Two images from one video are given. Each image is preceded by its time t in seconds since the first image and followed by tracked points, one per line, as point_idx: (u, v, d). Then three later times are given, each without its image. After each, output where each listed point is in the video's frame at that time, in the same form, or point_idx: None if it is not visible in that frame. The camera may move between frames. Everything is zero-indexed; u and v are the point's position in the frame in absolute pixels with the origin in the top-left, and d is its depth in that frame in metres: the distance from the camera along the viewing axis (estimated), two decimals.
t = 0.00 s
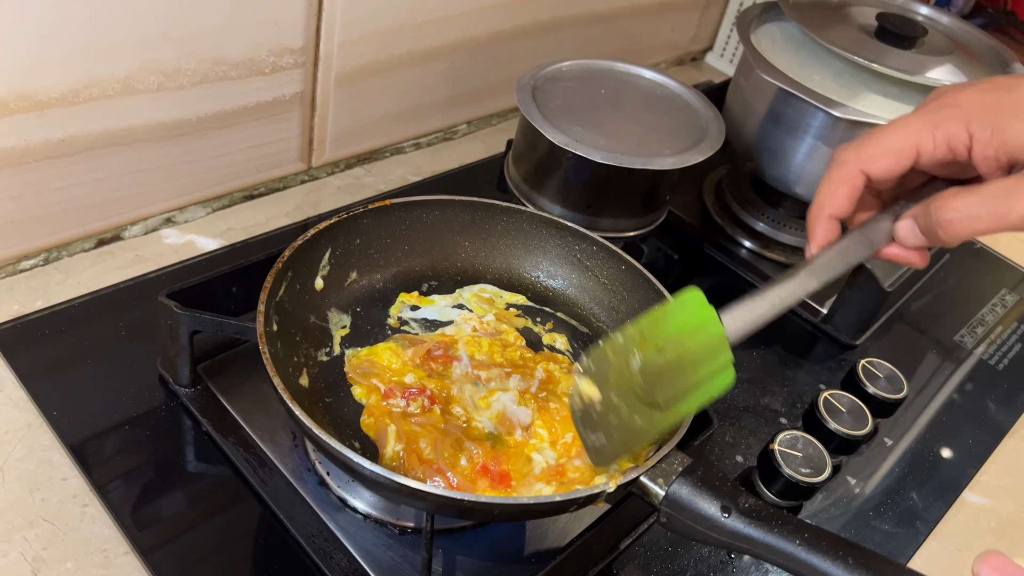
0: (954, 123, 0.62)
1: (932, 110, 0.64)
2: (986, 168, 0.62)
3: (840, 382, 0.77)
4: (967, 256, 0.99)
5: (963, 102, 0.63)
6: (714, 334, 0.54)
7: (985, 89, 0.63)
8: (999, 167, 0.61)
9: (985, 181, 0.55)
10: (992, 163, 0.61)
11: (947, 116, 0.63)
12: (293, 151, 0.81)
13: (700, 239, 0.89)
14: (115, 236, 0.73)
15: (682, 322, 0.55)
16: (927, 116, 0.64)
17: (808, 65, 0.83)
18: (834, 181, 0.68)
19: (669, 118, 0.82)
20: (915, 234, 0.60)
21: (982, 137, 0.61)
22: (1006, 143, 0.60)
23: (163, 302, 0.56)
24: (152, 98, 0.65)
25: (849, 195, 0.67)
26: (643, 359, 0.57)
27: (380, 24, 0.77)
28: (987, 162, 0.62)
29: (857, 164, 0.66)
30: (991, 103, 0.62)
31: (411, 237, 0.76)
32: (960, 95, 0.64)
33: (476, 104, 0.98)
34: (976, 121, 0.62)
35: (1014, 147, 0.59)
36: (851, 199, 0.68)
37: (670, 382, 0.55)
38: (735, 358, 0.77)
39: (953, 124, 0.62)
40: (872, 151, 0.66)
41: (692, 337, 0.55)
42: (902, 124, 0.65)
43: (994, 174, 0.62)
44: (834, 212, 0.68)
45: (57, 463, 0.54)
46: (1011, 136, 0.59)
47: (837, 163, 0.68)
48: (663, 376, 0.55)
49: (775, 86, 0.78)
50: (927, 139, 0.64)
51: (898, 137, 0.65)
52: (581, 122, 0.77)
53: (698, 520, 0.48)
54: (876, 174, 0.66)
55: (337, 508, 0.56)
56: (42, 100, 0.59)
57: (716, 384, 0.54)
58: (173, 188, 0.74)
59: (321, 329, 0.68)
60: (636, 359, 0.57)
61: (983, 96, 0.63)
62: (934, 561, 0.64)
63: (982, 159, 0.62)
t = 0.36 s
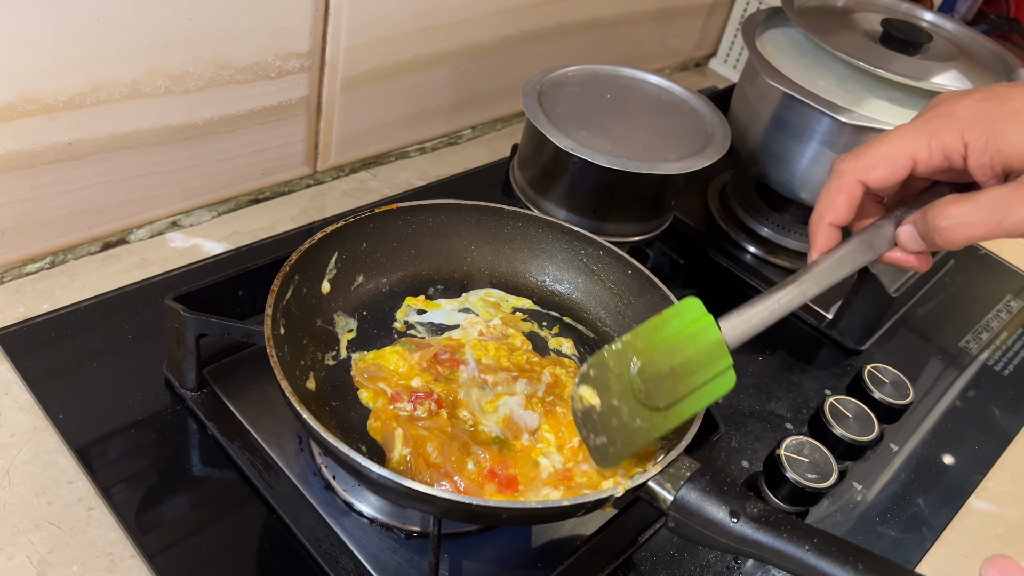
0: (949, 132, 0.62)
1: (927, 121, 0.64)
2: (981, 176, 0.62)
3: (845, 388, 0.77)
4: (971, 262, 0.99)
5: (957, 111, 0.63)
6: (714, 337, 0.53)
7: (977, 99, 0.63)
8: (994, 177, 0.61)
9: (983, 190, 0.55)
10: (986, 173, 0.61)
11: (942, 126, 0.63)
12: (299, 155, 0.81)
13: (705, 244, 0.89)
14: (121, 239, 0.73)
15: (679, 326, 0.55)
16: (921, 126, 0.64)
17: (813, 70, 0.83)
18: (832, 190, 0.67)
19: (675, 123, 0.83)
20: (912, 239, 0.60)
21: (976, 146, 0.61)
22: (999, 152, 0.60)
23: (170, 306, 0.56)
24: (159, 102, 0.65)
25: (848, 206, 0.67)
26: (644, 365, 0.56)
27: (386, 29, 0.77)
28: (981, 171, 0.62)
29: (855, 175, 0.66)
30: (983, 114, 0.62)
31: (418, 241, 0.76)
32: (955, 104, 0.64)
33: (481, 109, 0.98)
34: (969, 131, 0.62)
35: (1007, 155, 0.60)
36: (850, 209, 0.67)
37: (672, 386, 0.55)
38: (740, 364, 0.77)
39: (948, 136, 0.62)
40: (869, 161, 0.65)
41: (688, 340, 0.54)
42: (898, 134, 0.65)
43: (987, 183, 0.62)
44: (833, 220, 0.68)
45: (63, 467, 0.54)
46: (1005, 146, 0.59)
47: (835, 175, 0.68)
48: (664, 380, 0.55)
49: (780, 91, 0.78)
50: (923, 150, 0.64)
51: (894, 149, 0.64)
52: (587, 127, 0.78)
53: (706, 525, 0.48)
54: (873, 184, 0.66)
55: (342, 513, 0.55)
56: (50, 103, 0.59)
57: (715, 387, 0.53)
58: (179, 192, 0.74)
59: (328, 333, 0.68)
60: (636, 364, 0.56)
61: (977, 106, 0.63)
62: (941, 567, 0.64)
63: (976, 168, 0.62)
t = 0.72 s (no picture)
0: (975, 97, 0.63)
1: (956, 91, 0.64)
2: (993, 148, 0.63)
3: (846, 392, 0.77)
4: (973, 266, 0.99)
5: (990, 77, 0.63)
6: (706, 263, 0.59)
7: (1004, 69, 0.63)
8: (1013, 146, 0.62)
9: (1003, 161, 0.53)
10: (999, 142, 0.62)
11: (970, 91, 0.63)
12: (301, 158, 0.82)
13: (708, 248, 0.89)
14: (123, 242, 0.73)
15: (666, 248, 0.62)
16: (949, 96, 0.64)
17: (814, 75, 0.83)
18: (849, 143, 0.68)
19: (676, 127, 0.83)
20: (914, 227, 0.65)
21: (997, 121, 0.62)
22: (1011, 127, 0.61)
23: (172, 308, 0.56)
24: (161, 105, 0.66)
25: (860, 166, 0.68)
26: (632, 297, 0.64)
27: (388, 33, 0.77)
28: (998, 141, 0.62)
29: (874, 133, 0.67)
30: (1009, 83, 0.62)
31: (418, 244, 0.76)
32: (987, 71, 0.64)
33: (483, 113, 0.98)
34: (984, 101, 0.62)
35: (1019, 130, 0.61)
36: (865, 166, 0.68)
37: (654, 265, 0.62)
38: (741, 368, 0.77)
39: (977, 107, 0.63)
40: (893, 124, 0.66)
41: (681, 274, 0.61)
42: (921, 101, 0.66)
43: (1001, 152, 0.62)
44: (846, 173, 0.68)
45: (65, 469, 0.54)
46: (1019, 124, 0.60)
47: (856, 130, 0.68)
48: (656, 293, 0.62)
49: (782, 95, 0.78)
50: (946, 114, 0.64)
51: (915, 115, 0.65)
52: (589, 131, 0.78)
53: (708, 529, 0.48)
54: (892, 142, 0.67)
55: (344, 515, 0.55)
56: (53, 106, 0.59)
57: (702, 313, 0.61)
58: (182, 195, 0.74)
59: (330, 337, 0.68)
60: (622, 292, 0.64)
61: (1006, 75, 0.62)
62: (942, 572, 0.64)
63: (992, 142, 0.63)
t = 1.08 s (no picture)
0: None
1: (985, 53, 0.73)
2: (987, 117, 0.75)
3: (849, 394, 0.77)
4: (976, 269, 0.99)
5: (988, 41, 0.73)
6: (804, 208, 0.58)
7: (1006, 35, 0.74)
8: None
9: None
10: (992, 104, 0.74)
11: None
12: (306, 159, 0.82)
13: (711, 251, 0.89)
14: (127, 243, 0.73)
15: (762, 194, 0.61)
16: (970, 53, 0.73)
17: (818, 77, 0.83)
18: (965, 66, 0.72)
19: (680, 128, 0.83)
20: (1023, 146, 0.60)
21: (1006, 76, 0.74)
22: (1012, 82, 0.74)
23: (177, 309, 0.56)
24: (166, 106, 0.66)
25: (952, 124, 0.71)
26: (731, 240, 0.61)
27: (393, 34, 0.77)
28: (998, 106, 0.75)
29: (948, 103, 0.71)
30: (1005, 45, 0.73)
31: (412, 240, 0.76)
32: None
33: (486, 114, 0.98)
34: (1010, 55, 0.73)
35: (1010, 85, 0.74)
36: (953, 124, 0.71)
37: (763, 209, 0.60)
38: (743, 370, 0.77)
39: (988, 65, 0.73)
40: (963, 83, 0.71)
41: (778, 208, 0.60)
42: (960, 64, 0.73)
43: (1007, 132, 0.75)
44: (952, 101, 0.70)
45: (69, 470, 0.55)
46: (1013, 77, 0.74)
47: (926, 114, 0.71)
48: (739, 237, 0.61)
49: (786, 97, 0.78)
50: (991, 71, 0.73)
51: (965, 73, 0.72)
52: (592, 133, 0.78)
53: (717, 519, 0.48)
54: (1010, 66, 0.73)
55: (347, 516, 0.55)
56: (58, 107, 0.59)
57: (789, 265, 0.62)
58: (186, 196, 0.74)
59: (327, 337, 0.68)
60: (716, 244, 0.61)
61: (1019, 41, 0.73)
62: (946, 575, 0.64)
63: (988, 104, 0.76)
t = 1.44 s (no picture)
0: (896, 52, 0.52)
1: (879, 44, 0.54)
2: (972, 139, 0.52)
3: (849, 395, 0.77)
4: (976, 269, 0.99)
5: (969, 41, 0.51)
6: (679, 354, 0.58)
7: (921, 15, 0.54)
8: (925, 120, 0.55)
9: (847, 154, 0.55)
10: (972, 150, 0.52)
11: (885, 56, 0.53)
12: (304, 160, 0.82)
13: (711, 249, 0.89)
14: (125, 243, 0.73)
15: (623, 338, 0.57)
16: (925, 39, 0.52)
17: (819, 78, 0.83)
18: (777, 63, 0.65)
19: (679, 129, 0.83)
20: (824, 187, 0.55)
21: (919, 79, 0.52)
22: (985, 101, 0.50)
23: (174, 310, 0.56)
24: (165, 106, 0.65)
25: (900, 149, 0.54)
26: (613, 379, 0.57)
27: (392, 34, 0.77)
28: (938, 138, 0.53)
29: (799, 63, 0.61)
30: (937, 37, 0.52)
31: (425, 238, 0.76)
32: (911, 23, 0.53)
33: (486, 115, 0.98)
34: (930, 61, 0.52)
35: (1013, 114, 0.50)
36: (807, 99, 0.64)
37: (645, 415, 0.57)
38: (743, 371, 0.77)
39: (957, 76, 0.51)
40: (831, 104, 0.52)
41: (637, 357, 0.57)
42: (848, 75, 0.53)
43: (965, 162, 0.53)
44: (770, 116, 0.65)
45: (67, 470, 0.54)
46: (949, 91, 0.52)
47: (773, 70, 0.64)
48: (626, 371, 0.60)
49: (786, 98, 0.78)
50: (897, 66, 0.52)
51: (851, 93, 0.52)
52: (592, 133, 0.78)
53: (695, 536, 0.47)
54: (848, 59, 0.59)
55: (346, 518, 0.55)
56: (57, 107, 0.59)
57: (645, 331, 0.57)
58: (184, 196, 0.74)
59: (329, 326, 0.68)
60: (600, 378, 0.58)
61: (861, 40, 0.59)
62: None
63: (990, 130, 0.51)
